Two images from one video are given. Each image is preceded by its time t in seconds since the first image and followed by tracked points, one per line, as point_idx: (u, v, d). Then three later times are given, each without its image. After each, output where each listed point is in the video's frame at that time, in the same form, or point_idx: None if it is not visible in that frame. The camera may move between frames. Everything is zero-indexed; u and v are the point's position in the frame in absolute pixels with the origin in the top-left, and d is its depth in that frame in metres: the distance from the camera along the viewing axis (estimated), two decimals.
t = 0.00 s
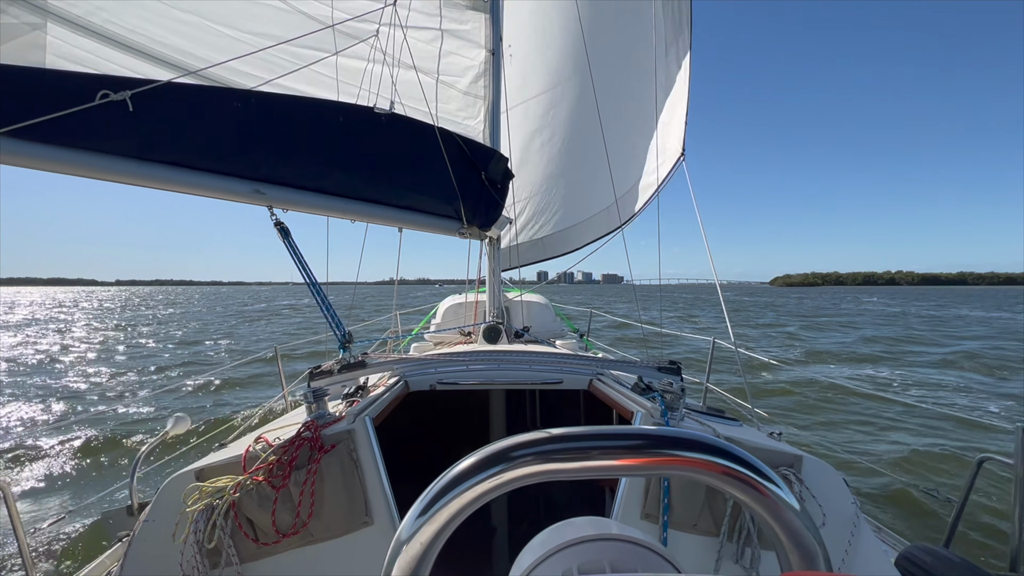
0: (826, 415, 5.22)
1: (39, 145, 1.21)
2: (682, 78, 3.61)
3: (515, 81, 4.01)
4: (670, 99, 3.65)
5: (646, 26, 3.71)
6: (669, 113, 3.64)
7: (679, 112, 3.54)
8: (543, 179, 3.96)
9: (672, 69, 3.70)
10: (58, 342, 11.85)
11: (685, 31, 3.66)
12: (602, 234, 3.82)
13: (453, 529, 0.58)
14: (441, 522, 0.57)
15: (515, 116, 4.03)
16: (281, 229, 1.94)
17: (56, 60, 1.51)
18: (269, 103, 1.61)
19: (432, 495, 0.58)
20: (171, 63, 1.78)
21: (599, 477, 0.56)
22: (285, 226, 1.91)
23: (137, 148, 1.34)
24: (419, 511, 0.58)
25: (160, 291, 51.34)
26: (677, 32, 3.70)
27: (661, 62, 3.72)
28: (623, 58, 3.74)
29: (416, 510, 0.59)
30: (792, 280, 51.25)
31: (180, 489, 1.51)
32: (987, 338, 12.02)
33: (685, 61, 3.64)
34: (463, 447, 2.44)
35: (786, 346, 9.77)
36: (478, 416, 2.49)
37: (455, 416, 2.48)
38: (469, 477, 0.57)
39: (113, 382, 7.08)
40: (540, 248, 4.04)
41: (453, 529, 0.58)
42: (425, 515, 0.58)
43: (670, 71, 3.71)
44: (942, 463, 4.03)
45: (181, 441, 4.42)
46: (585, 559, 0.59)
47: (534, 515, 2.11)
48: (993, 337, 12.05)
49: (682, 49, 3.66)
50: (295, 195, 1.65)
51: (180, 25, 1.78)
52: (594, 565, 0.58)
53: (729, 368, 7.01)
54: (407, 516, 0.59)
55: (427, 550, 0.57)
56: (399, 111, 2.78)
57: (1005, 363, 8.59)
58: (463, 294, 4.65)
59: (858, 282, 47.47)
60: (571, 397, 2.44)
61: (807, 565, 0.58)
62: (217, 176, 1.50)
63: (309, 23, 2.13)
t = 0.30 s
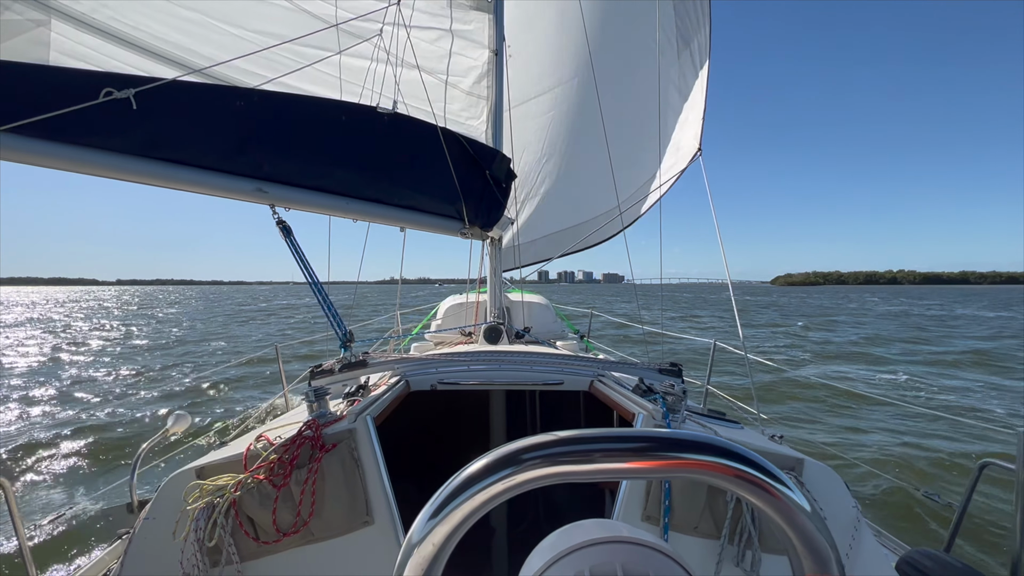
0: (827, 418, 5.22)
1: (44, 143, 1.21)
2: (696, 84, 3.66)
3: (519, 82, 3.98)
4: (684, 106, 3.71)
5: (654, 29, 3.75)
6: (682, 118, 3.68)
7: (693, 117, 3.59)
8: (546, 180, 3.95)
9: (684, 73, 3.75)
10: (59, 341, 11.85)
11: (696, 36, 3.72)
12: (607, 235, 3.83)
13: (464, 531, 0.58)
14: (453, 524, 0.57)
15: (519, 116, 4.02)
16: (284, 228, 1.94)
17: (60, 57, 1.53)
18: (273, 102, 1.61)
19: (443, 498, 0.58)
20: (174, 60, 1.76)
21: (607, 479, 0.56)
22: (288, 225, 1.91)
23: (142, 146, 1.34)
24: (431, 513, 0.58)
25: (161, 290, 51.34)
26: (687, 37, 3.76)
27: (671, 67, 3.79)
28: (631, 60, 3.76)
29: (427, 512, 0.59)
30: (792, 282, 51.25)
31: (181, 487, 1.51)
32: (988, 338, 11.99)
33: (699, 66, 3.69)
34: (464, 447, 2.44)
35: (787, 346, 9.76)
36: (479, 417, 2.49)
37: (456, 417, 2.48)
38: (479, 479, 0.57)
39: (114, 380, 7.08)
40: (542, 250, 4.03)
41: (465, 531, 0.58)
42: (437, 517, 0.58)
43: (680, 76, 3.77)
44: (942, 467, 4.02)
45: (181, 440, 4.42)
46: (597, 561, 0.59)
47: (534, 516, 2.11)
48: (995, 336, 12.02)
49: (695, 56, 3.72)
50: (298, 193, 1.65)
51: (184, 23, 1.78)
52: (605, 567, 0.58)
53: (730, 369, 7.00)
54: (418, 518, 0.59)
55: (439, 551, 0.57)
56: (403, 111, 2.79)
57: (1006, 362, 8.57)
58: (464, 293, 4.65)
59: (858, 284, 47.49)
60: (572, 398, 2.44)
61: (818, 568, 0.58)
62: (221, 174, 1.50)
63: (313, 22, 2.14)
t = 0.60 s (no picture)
0: (826, 420, 5.21)
1: (42, 138, 1.21)
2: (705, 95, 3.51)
3: (523, 82, 4.00)
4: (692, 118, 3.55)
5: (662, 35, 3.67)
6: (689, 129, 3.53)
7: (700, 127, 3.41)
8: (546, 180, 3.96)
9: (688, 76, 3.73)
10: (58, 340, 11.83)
11: (707, 43, 3.59)
12: (606, 241, 3.78)
13: (462, 534, 0.58)
14: (451, 525, 0.57)
15: (520, 115, 4.03)
16: (284, 226, 1.94)
17: (61, 53, 1.53)
18: (273, 100, 1.61)
19: (441, 499, 0.58)
20: (176, 59, 1.76)
21: (604, 481, 0.56)
22: (288, 223, 1.91)
23: (141, 142, 1.34)
24: (428, 515, 0.58)
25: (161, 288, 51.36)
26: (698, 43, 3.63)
27: (678, 73, 3.67)
28: (637, 66, 3.72)
29: (424, 514, 0.58)
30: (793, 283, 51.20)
31: (178, 485, 1.50)
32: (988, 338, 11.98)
33: (708, 74, 3.54)
34: (462, 447, 2.44)
35: (787, 346, 9.76)
36: (478, 417, 2.49)
37: (454, 417, 2.48)
38: (477, 480, 0.57)
39: (113, 379, 7.08)
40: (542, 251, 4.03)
41: (462, 533, 0.58)
42: (435, 518, 0.57)
43: (689, 84, 3.64)
44: (941, 471, 4.02)
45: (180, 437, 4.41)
46: (596, 564, 0.58)
47: (532, 517, 2.11)
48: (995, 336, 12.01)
49: (705, 65, 3.57)
50: (297, 191, 1.65)
51: (186, 20, 1.78)
52: (604, 570, 0.58)
53: (729, 371, 7.00)
54: (415, 519, 0.59)
55: (437, 552, 0.57)
56: (404, 110, 2.79)
57: (1006, 363, 8.56)
58: (464, 293, 4.65)
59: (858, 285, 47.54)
60: (571, 399, 2.44)
61: (818, 572, 0.57)
62: (220, 171, 1.50)
63: (316, 21, 2.14)
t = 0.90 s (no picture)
0: (825, 422, 5.21)
1: (43, 135, 1.21)
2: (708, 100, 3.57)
3: (525, 82, 4.01)
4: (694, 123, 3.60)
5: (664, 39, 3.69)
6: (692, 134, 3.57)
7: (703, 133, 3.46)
8: (547, 181, 3.96)
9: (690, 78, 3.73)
10: (56, 339, 11.81)
11: (708, 49, 3.64)
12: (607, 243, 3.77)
13: (460, 536, 0.58)
14: (449, 528, 0.57)
15: (521, 116, 4.04)
16: (285, 225, 1.94)
17: (62, 49, 1.53)
18: (275, 99, 1.61)
19: (440, 500, 0.58)
20: (177, 57, 1.77)
21: (603, 484, 0.56)
22: (288, 222, 1.91)
23: (142, 140, 1.34)
24: (427, 517, 0.58)
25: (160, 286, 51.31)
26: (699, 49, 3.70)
27: (681, 78, 3.70)
28: (639, 68, 3.73)
29: (423, 515, 0.58)
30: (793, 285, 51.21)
31: (177, 483, 1.50)
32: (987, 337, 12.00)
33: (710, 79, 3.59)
34: (460, 447, 2.44)
35: (787, 346, 9.74)
36: (477, 417, 2.49)
37: (453, 417, 2.48)
38: (476, 483, 0.57)
39: (113, 377, 7.07)
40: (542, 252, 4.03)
41: (461, 535, 0.58)
42: (433, 520, 0.57)
43: (691, 89, 3.69)
44: (940, 474, 4.02)
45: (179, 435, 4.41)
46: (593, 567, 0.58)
47: (529, 518, 2.12)
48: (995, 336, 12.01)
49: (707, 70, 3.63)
50: (298, 190, 1.65)
51: (188, 18, 1.78)
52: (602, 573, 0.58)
53: (728, 373, 6.99)
54: (413, 521, 0.59)
55: (436, 554, 0.57)
56: (406, 109, 2.79)
57: (1005, 363, 8.56)
58: (464, 293, 4.65)
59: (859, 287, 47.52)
60: (570, 400, 2.44)
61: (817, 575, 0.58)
62: (221, 170, 1.50)
63: (318, 20, 2.14)
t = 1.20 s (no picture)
0: (824, 423, 5.20)
1: (43, 131, 1.21)
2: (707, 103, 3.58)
3: (525, 83, 4.01)
4: (694, 125, 3.59)
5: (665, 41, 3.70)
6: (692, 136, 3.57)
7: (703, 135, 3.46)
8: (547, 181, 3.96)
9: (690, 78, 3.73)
10: (54, 339, 11.78)
11: (708, 51, 3.66)
12: (607, 245, 3.77)
13: (456, 534, 0.58)
14: (446, 527, 0.57)
15: (521, 115, 4.03)
16: (284, 223, 1.94)
17: (62, 46, 1.52)
18: (275, 96, 1.60)
19: (436, 500, 0.58)
20: (178, 54, 1.76)
21: (602, 483, 0.56)
22: (288, 220, 1.91)
23: (143, 136, 1.34)
24: (423, 515, 0.58)
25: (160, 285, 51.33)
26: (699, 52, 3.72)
27: (681, 80, 3.71)
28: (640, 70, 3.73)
29: (420, 514, 0.58)
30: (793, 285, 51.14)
31: (176, 481, 1.50)
32: (988, 338, 11.98)
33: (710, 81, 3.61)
34: (459, 447, 2.44)
35: (786, 347, 9.75)
36: (476, 416, 2.49)
37: (453, 416, 2.48)
38: (473, 482, 0.56)
39: (114, 376, 7.07)
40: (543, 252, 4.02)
41: (458, 534, 0.58)
42: (430, 519, 0.57)
43: (690, 92, 3.70)
44: (940, 475, 4.02)
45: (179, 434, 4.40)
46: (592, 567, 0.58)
47: (528, 517, 2.12)
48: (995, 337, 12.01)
49: (706, 73, 3.65)
50: (298, 188, 1.65)
51: (188, 16, 1.78)
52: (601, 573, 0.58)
53: (728, 374, 6.99)
54: (409, 520, 0.59)
55: (433, 553, 0.57)
56: (406, 108, 2.79)
57: (1006, 364, 8.55)
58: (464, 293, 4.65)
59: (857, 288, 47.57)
60: (570, 399, 2.44)
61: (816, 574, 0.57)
62: (221, 167, 1.50)
63: (318, 18, 2.13)
